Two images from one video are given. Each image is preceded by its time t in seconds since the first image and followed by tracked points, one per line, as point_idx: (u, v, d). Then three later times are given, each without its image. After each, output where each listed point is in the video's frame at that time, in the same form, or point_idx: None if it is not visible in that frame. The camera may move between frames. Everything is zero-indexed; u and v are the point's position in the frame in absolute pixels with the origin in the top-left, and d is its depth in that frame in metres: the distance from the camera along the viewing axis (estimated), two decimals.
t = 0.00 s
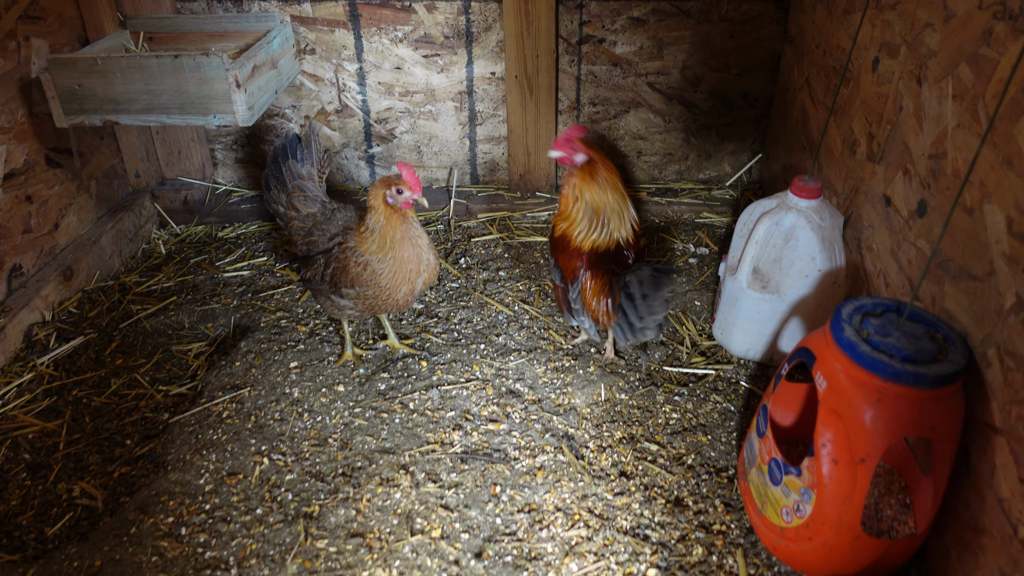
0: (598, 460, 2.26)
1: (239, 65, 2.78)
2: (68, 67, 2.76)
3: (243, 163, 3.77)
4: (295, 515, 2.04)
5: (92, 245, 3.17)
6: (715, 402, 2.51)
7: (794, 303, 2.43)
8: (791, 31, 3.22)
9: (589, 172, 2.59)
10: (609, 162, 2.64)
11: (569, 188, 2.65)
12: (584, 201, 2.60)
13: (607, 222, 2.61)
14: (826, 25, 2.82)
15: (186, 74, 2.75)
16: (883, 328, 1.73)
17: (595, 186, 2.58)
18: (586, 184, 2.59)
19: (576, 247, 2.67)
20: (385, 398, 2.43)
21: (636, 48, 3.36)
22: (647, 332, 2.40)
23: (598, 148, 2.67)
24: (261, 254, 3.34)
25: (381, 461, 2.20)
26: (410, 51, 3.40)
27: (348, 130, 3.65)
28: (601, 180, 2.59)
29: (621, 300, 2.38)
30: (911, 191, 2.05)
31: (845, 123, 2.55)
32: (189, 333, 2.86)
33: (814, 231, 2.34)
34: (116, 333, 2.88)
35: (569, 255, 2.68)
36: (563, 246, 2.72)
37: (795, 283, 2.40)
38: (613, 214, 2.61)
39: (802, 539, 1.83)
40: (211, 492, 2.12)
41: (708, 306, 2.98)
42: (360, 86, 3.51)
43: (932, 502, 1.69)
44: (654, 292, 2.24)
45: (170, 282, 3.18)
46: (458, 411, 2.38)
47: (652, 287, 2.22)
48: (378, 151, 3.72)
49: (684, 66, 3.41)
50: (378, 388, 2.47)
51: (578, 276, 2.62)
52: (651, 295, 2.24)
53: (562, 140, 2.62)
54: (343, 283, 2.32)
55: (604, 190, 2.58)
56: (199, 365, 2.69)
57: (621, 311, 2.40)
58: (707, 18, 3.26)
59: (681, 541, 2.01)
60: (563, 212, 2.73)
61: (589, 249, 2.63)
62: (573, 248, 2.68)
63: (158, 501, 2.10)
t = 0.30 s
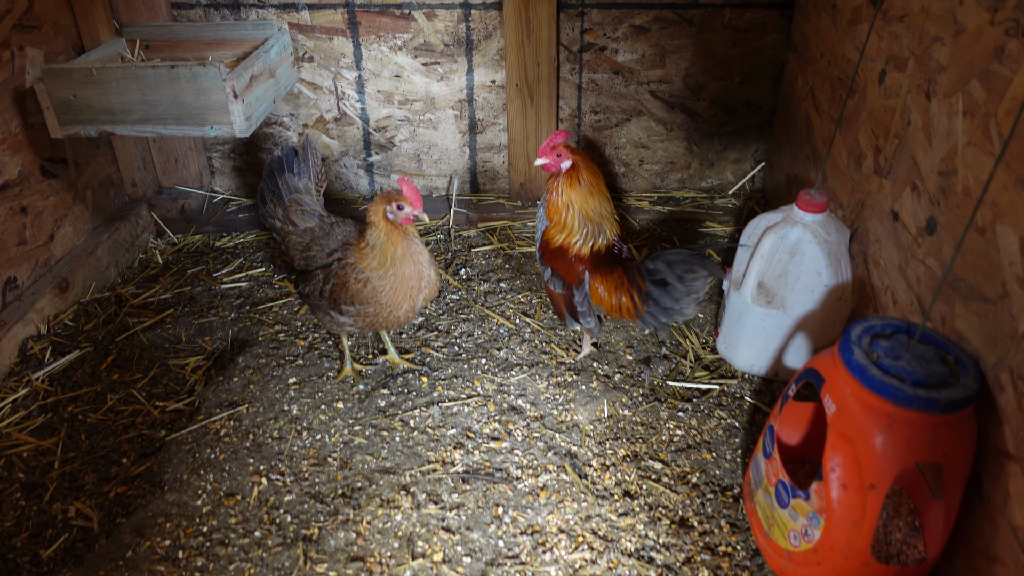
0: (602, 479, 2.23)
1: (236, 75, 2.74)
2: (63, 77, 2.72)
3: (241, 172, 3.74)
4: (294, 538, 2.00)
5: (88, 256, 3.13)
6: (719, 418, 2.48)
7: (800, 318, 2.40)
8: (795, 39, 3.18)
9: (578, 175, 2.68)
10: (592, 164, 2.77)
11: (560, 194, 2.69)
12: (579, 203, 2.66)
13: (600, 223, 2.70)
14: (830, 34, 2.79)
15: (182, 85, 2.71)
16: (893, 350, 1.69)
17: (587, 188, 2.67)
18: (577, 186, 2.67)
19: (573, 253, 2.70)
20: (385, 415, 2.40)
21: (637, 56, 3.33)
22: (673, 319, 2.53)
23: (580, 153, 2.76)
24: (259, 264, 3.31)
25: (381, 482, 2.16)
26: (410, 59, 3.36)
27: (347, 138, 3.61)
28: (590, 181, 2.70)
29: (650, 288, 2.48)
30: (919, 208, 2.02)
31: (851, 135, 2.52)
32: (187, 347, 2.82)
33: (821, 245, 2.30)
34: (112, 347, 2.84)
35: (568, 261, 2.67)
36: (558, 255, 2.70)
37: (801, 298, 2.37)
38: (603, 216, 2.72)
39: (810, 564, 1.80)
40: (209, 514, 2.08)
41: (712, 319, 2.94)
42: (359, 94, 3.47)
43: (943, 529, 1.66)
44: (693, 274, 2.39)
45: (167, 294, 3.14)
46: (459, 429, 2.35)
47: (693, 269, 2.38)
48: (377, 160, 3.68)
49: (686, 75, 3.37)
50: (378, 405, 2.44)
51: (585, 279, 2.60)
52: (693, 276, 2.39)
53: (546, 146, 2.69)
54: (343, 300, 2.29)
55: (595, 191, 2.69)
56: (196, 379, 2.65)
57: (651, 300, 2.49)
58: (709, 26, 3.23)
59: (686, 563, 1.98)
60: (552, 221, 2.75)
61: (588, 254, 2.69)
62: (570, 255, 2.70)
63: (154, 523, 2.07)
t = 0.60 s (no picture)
0: (609, 500, 2.20)
1: (238, 88, 2.71)
2: (63, 90, 2.69)
3: (242, 182, 3.71)
4: (299, 562, 1.97)
5: (88, 269, 3.09)
6: (727, 436, 2.46)
7: (809, 336, 2.38)
8: (801, 50, 3.16)
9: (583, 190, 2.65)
10: (596, 177, 2.75)
11: (566, 210, 2.67)
12: (584, 218, 2.64)
13: (603, 236, 2.70)
14: (839, 47, 2.76)
15: (183, 98, 2.68)
16: (908, 376, 1.66)
17: (592, 202, 2.65)
18: (584, 201, 2.65)
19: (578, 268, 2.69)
20: (389, 434, 2.37)
21: (642, 66, 3.30)
22: (685, 324, 2.63)
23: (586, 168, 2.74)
24: (260, 277, 3.28)
25: (386, 504, 2.13)
26: (413, 69, 3.33)
27: (349, 148, 3.58)
28: (594, 195, 2.68)
29: (664, 295, 2.58)
30: (932, 227, 1.99)
31: (860, 150, 2.49)
32: (188, 362, 2.79)
33: (830, 263, 2.28)
34: (113, 362, 2.80)
35: (574, 275, 2.67)
36: (563, 270, 2.69)
37: (810, 316, 2.35)
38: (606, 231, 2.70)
39: None
40: (212, 537, 2.05)
41: (718, 333, 2.92)
42: (362, 105, 3.44)
43: (958, 557, 1.63)
44: (707, 280, 2.48)
45: (168, 307, 3.11)
46: (465, 448, 2.32)
47: (707, 275, 2.47)
48: (380, 170, 3.65)
49: (691, 85, 3.35)
50: (382, 424, 2.41)
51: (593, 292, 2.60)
52: (707, 282, 2.48)
53: (553, 163, 2.67)
54: (347, 319, 2.27)
55: (599, 206, 2.68)
56: (198, 397, 2.61)
57: (665, 306, 2.59)
58: (715, 37, 3.20)
59: None
60: (556, 235, 2.73)
61: (593, 268, 2.70)
62: (575, 269, 2.69)
63: (156, 547, 2.04)
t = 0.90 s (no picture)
0: (617, 518, 2.17)
1: (239, 98, 2.68)
2: (63, 100, 2.66)
3: (243, 190, 3.68)
4: None
5: (88, 280, 3.06)
6: (735, 451, 2.43)
7: (818, 351, 2.35)
8: (808, 58, 3.13)
9: (537, 181, 2.77)
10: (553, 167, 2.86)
11: (527, 204, 2.78)
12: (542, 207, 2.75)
13: (575, 223, 2.79)
14: (848, 56, 2.73)
15: (184, 108, 2.65)
16: (924, 398, 1.63)
17: (543, 188, 2.75)
18: (547, 190, 2.75)
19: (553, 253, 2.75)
20: (393, 450, 2.34)
21: (647, 74, 3.27)
22: (664, 313, 2.61)
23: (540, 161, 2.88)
24: (261, 287, 3.24)
25: (391, 523, 2.10)
26: (415, 77, 3.30)
27: (351, 157, 3.55)
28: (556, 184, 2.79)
29: (642, 285, 2.56)
30: (945, 243, 1.96)
31: (870, 162, 2.46)
32: (188, 376, 2.75)
33: (840, 278, 2.26)
34: (113, 375, 2.77)
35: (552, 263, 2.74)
36: (540, 258, 2.76)
37: (819, 330, 2.32)
38: (577, 216, 2.79)
39: None
40: (213, 558, 2.02)
41: (725, 345, 2.89)
42: (364, 113, 3.41)
43: None
44: (687, 272, 2.48)
45: (168, 318, 3.07)
46: (470, 465, 2.29)
47: (688, 267, 2.47)
48: (382, 179, 3.62)
49: (696, 93, 3.32)
50: (386, 439, 2.38)
51: (574, 278, 2.68)
52: (687, 273, 2.48)
53: (506, 156, 2.84)
54: (349, 336, 2.23)
55: (555, 191, 2.75)
56: (199, 411, 2.57)
57: (643, 296, 2.58)
58: (720, 45, 3.18)
59: None
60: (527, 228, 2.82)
61: (571, 250, 2.76)
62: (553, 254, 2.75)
63: (157, 568, 2.00)
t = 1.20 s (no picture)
0: (625, 537, 2.13)
1: (241, 108, 2.64)
2: (61, 110, 2.62)
3: (243, 199, 3.64)
4: None
5: (87, 291, 3.02)
6: (744, 467, 2.39)
7: (828, 365, 2.33)
8: (815, 66, 3.10)
9: (529, 192, 2.73)
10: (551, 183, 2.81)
11: (510, 209, 2.73)
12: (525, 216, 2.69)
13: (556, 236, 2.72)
14: (857, 65, 2.70)
15: (184, 118, 2.61)
16: (941, 420, 1.60)
17: (534, 201, 2.70)
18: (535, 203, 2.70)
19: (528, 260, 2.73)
20: (398, 467, 2.30)
21: (652, 82, 3.24)
22: (630, 317, 2.69)
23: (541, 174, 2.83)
24: (262, 297, 3.21)
25: (395, 543, 2.06)
26: (418, 85, 3.27)
27: (353, 165, 3.51)
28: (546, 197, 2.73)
29: (611, 289, 2.63)
30: (960, 258, 1.93)
31: (880, 173, 2.43)
32: (189, 389, 2.71)
33: (851, 292, 2.23)
34: (112, 389, 2.72)
35: (525, 268, 2.73)
36: (515, 262, 2.76)
37: (830, 345, 2.30)
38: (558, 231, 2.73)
39: None
40: None
41: (732, 357, 2.85)
42: (366, 121, 3.38)
43: None
44: (652, 276, 2.61)
45: (168, 330, 3.03)
46: (475, 482, 2.25)
47: (653, 271, 2.60)
48: (384, 187, 3.58)
49: (702, 101, 3.29)
50: (390, 456, 2.34)
51: (544, 282, 2.67)
52: (652, 277, 2.60)
53: (507, 163, 2.78)
54: (350, 352, 2.23)
55: (543, 205, 2.70)
56: (200, 425, 2.53)
57: (612, 300, 2.64)
58: (726, 52, 3.15)
59: None
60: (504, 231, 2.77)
61: (548, 260, 2.71)
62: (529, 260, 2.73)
63: None
